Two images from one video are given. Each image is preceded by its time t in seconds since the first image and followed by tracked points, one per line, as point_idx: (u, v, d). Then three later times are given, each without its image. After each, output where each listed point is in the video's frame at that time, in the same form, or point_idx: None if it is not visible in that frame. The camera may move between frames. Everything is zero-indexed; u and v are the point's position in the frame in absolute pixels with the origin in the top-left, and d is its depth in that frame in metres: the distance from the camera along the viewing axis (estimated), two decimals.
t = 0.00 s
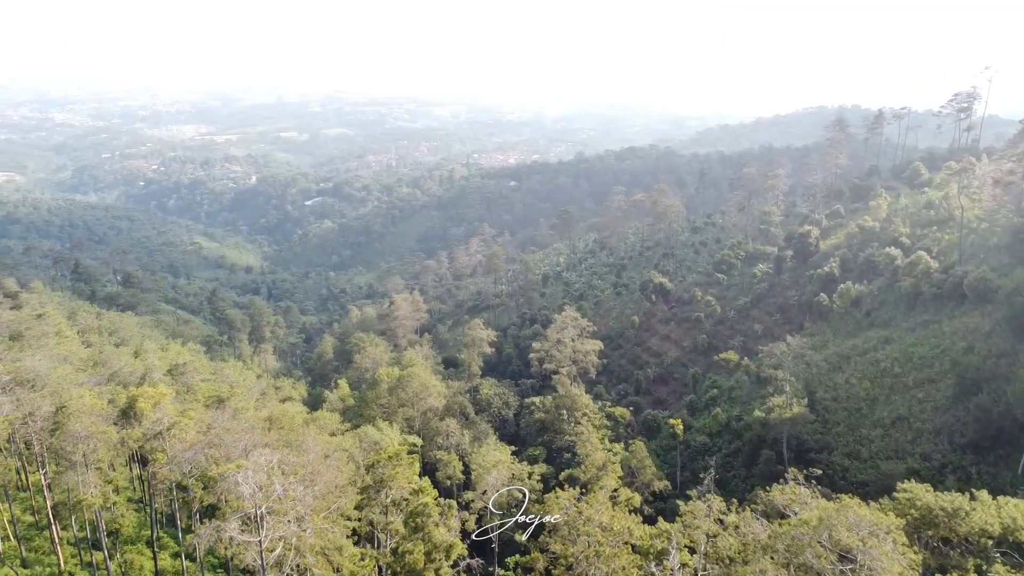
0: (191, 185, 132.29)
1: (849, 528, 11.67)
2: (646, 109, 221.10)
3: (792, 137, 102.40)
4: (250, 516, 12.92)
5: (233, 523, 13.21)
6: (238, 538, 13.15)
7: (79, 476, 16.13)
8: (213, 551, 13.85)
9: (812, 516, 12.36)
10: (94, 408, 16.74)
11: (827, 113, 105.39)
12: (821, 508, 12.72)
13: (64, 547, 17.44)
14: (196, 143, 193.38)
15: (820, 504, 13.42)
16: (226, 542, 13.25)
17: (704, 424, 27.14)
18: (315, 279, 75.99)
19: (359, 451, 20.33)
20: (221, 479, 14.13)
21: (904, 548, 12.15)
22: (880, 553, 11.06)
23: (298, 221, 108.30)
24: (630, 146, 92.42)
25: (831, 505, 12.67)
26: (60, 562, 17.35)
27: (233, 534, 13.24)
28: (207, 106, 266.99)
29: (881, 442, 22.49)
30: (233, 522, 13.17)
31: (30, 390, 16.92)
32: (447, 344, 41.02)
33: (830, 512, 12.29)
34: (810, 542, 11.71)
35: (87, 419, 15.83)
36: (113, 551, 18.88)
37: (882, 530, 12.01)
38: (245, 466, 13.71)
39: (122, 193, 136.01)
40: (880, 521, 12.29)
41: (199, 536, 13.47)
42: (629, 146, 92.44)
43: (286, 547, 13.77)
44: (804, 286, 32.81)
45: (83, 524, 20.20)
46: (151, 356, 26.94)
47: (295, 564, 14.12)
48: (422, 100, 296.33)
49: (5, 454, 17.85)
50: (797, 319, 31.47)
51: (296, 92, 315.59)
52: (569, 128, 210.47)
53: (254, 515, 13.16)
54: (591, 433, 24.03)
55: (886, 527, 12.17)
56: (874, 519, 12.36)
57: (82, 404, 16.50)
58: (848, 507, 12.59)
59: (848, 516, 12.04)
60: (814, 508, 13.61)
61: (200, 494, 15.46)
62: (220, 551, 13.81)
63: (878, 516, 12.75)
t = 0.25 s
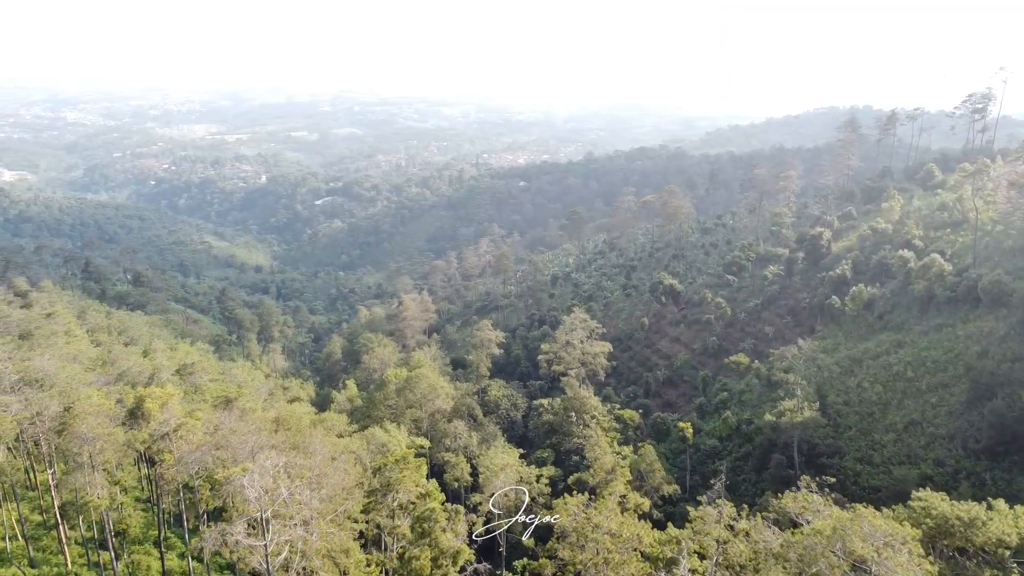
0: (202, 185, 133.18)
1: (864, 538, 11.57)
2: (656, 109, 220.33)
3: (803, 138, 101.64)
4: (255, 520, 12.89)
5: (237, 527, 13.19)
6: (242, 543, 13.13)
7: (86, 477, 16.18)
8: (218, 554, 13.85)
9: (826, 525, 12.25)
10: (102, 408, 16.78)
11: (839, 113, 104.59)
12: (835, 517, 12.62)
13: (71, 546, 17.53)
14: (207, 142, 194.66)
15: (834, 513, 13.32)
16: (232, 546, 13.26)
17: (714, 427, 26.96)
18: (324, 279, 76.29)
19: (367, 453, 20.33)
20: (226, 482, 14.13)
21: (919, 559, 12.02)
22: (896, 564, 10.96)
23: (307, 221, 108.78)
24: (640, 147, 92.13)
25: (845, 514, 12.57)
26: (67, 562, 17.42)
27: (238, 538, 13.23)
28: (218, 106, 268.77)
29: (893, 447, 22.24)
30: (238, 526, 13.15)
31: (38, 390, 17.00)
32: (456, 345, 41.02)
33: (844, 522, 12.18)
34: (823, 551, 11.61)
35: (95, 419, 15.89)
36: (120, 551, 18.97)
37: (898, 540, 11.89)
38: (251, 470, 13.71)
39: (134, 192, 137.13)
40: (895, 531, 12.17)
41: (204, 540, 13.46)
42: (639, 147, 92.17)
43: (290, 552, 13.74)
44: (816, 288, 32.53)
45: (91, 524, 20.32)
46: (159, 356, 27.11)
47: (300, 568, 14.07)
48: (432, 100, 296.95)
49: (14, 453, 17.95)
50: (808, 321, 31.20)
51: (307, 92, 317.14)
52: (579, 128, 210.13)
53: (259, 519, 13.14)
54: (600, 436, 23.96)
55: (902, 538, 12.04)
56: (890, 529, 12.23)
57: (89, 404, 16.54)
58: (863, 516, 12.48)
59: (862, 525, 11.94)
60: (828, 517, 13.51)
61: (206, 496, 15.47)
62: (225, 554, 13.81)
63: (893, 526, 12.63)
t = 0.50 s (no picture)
0: (213, 184, 134.10)
1: (879, 550, 11.56)
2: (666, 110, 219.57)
3: (814, 139, 100.85)
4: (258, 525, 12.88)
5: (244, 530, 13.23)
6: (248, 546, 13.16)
7: (94, 477, 16.29)
8: (225, 555, 13.91)
9: (840, 535, 12.22)
10: (110, 409, 16.92)
11: (851, 114, 103.71)
12: (850, 528, 12.60)
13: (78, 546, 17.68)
14: (217, 142, 195.97)
15: (848, 524, 13.29)
16: (237, 550, 13.33)
17: (724, 431, 26.79)
18: (334, 279, 76.54)
19: (374, 455, 20.38)
20: (232, 485, 14.21)
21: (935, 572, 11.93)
22: None
23: (317, 221, 109.28)
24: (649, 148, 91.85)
25: (861, 525, 12.55)
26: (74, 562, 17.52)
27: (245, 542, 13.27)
28: (230, 106, 270.56)
29: (906, 452, 22.04)
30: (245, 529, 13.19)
31: (47, 390, 17.17)
32: (465, 346, 41.04)
33: (859, 533, 12.17)
34: (838, 562, 11.61)
35: (103, 420, 16.01)
36: (128, 552, 19.04)
37: (914, 552, 11.85)
38: (256, 474, 13.77)
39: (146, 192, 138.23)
40: (912, 543, 12.10)
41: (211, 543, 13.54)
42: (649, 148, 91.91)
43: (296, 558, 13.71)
44: (828, 291, 32.25)
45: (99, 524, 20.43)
46: (168, 356, 27.30)
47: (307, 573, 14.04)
48: (442, 100, 297.39)
49: (24, 452, 18.12)
50: (819, 324, 30.93)
51: (317, 92, 318.62)
52: (589, 128, 209.73)
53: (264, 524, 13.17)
54: (609, 439, 23.91)
55: (918, 549, 11.98)
56: (905, 541, 12.17)
57: (98, 405, 16.68)
58: (878, 528, 12.46)
59: (878, 537, 11.94)
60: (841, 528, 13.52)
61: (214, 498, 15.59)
62: (232, 557, 13.87)
63: (910, 538, 12.55)
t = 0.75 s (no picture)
0: (223, 184, 134.97)
1: (894, 561, 11.41)
2: (676, 110, 218.77)
3: (826, 140, 100.07)
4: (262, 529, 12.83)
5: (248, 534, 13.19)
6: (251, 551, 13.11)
7: (100, 478, 16.29)
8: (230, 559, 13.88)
9: (854, 546, 12.09)
10: (117, 409, 16.93)
11: (864, 115, 102.80)
12: (864, 539, 12.46)
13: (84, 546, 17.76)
14: (228, 141, 197.22)
15: (861, 534, 13.16)
16: (242, 554, 13.28)
17: (734, 435, 26.60)
18: (343, 278, 76.82)
19: (381, 457, 20.34)
20: (238, 488, 14.15)
21: None
22: None
23: (326, 220, 109.71)
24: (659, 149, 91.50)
25: (875, 536, 12.41)
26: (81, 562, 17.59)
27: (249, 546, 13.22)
28: (240, 105, 272.29)
29: (919, 458, 21.81)
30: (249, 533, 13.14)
31: (55, 390, 17.21)
32: (473, 347, 41.01)
33: (874, 544, 12.03)
34: (852, 573, 11.48)
35: (109, 420, 16.01)
36: (134, 552, 19.09)
37: (930, 564, 11.70)
38: (261, 477, 13.69)
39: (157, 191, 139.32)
40: (927, 555, 11.96)
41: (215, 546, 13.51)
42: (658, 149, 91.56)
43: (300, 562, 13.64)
44: (840, 294, 31.93)
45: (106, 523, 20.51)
46: (176, 356, 27.46)
47: None
48: (451, 100, 297.76)
49: (32, 452, 18.18)
50: (831, 328, 30.64)
51: (327, 92, 320.04)
52: (598, 128, 209.31)
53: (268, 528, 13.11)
54: (617, 443, 23.82)
55: (934, 561, 11.82)
56: (920, 553, 12.01)
57: (104, 405, 16.69)
58: (893, 539, 12.31)
59: (893, 548, 11.79)
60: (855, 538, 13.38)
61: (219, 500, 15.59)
62: (237, 560, 13.84)
63: (925, 549, 12.40)
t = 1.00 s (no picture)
0: (234, 183, 135.91)
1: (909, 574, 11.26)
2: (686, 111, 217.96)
3: (838, 141, 99.30)
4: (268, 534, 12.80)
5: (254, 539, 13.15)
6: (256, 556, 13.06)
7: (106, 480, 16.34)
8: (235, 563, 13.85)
9: (870, 559, 11.93)
10: (124, 410, 17.03)
11: (876, 115, 101.90)
12: (878, 551, 12.31)
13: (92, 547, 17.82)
14: (238, 141, 198.51)
15: (876, 546, 13.00)
16: (247, 559, 13.19)
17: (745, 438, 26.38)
18: (352, 278, 77.17)
19: (388, 460, 20.38)
20: (243, 493, 14.07)
21: None
22: None
23: (335, 220, 110.23)
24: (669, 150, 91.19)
25: (891, 548, 12.25)
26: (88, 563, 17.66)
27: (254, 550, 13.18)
28: (252, 105, 274.05)
29: (932, 463, 21.57)
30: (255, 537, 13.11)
31: (64, 390, 17.30)
32: (482, 349, 41.01)
33: (889, 556, 11.87)
34: None
35: (116, 423, 16.05)
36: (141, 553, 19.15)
37: None
38: (266, 482, 13.63)
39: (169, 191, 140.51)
40: (943, 568, 11.79)
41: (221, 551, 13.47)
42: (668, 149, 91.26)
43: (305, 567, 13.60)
44: (852, 297, 31.64)
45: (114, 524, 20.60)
46: (184, 355, 27.66)
47: None
48: (461, 100, 298.22)
49: (41, 452, 18.32)
50: (843, 331, 30.36)
51: (338, 92, 321.51)
52: (608, 128, 208.86)
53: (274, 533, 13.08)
54: (627, 446, 23.72)
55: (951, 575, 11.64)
56: (937, 565, 11.85)
57: (111, 407, 16.78)
58: (908, 551, 12.14)
59: (909, 561, 11.63)
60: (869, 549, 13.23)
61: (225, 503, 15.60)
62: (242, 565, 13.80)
63: (942, 562, 12.22)
